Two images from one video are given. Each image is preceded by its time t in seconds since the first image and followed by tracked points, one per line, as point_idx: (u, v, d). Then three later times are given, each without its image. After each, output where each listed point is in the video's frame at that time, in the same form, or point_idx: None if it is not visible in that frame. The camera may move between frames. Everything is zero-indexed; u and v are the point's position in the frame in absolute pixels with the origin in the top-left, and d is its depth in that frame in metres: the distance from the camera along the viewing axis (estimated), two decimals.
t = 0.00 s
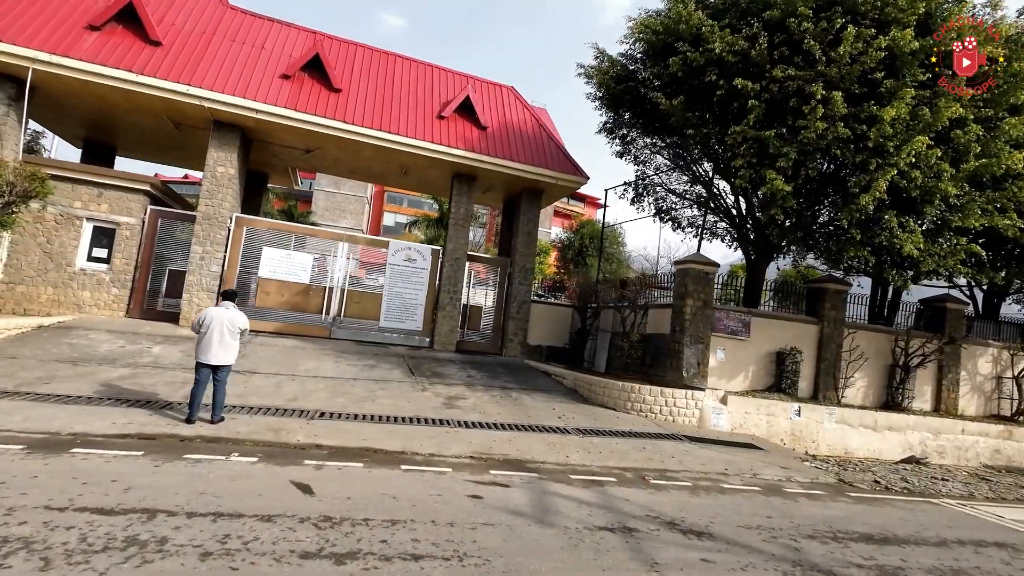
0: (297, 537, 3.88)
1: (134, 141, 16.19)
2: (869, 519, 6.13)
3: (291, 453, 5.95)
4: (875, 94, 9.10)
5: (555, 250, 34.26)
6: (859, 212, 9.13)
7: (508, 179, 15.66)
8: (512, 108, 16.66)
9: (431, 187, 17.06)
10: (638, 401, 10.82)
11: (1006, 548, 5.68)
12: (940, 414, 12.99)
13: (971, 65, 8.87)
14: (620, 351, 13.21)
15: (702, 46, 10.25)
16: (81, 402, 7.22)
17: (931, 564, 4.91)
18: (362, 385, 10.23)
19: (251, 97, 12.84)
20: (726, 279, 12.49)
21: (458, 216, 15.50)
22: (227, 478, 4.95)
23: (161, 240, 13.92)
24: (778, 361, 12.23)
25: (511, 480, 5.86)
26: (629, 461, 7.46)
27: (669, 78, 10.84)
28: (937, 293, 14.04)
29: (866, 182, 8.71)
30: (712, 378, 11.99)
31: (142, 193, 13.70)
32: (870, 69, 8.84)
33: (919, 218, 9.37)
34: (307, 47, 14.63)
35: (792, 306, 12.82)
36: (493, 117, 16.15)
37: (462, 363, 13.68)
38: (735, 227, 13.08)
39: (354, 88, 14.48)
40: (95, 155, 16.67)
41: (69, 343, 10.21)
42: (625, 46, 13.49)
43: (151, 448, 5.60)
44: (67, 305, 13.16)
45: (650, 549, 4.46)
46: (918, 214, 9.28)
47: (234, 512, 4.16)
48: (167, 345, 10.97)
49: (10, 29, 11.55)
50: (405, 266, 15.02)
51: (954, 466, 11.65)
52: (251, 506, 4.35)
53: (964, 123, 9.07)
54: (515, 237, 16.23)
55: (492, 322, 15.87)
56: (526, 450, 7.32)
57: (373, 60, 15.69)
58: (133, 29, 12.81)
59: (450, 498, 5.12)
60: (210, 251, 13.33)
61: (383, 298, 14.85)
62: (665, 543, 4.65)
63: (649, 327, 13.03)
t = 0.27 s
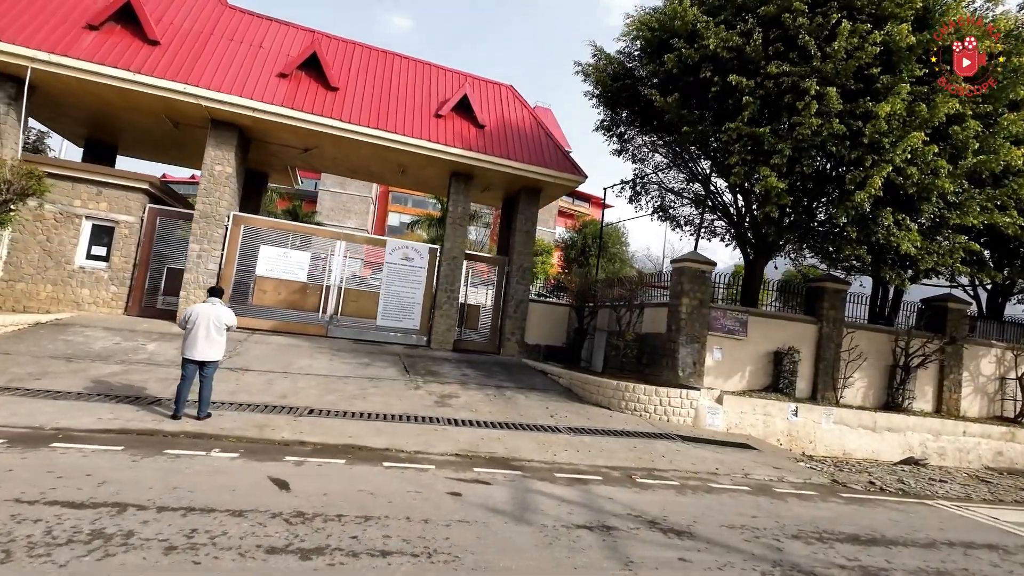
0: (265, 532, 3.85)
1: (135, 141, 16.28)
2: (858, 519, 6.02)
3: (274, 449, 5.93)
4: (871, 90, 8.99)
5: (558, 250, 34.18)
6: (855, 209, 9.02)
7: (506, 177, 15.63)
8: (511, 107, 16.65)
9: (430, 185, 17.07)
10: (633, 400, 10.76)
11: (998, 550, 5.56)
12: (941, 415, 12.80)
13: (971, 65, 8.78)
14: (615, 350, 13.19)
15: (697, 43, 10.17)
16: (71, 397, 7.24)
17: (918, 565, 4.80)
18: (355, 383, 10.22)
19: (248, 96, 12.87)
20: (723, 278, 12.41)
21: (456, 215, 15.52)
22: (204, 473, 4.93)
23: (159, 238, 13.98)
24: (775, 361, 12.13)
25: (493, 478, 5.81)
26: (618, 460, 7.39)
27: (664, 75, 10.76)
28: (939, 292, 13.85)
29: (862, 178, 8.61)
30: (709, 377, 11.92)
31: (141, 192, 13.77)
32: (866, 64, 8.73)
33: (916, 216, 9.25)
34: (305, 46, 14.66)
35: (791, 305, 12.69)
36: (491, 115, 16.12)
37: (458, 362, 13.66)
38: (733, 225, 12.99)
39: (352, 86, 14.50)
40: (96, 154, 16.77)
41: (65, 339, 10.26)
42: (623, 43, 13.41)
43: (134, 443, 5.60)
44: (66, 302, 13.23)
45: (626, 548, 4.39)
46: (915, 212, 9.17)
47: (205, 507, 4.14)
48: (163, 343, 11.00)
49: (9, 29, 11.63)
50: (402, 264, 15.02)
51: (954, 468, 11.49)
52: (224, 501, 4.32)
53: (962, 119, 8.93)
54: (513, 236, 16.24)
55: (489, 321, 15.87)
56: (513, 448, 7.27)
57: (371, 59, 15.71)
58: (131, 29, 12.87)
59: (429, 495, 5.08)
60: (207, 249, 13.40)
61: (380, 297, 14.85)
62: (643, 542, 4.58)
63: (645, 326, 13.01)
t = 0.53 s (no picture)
0: (230, 528, 3.80)
1: (132, 139, 16.32)
2: (843, 519, 5.92)
3: (253, 446, 5.89)
4: (864, 86, 8.89)
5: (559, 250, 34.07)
6: (848, 206, 8.91)
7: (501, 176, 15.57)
8: (507, 106, 16.62)
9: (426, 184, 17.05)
10: (625, 399, 10.70)
11: (986, 552, 5.44)
12: (940, 416, 12.63)
13: (971, 65, 8.58)
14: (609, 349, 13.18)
15: (690, 38, 10.08)
16: (56, 393, 7.23)
17: (900, 566, 4.70)
18: (346, 381, 10.19)
19: (242, 93, 12.86)
20: (718, 276, 12.32)
21: (451, 213, 15.52)
22: (178, 469, 4.90)
23: (154, 236, 13.99)
24: (770, 360, 12.04)
25: (473, 476, 5.74)
26: (603, 459, 7.32)
27: (657, 71, 10.68)
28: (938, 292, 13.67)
29: (854, 175, 8.50)
30: (703, 376, 11.86)
31: (137, 189, 13.76)
32: (859, 58, 8.62)
33: (910, 213, 9.14)
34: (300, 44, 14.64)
35: (787, 304, 12.58)
36: (487, 113, 16.07)
37: (452, 361, 13.62)
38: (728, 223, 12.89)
39: (347, 84, 14.48)
40: (95, 152, 16.83)
41: (56, 336, 10.27)
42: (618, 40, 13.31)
43: (112, 439, 5.58)
44: (61, 300, 13.27)
45: (600, 547, 4.32)
46: (909, 209, 9.06)
47: (172, 503, 4.10)
48: (154, 340, 11.01)
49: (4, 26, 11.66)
50: (397, 263, 15.02)
51: (951, 469, 11.34)
52: (192, 497, 4.28)
53: (957, 114, 8.81)
54: (509, 234, 16.21)
55: (485, 320, 15.84)
56: (497, 446, 7.21)
57: (367, 57, 15.69)
58: (125, 27, 12.88)
59: (404, 492, 5.01)
60: (201, 247, 13.41)
61: (375, 295, 14.85)
62: (618, 541, 4.50)
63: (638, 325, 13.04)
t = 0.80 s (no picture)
0: (193, 529, 3.76)
1: (127, 138, 16.31)
2: (826, 522, 5.85)
3: (230, 446, 5.85)
4: (855, 84, 8.81)
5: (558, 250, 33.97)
6: (838, 205, 8.83)
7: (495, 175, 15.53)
8: (502, 105, 16.58)
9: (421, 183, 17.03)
10: (615, 399, 10.64)
11: (969, 555, 5.36)
12: (934, 417, 12.53)
13: (971, 65, 8.55)
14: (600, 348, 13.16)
15: (681, 37, 10.02)
16: (38, 393, 7.21)
17: (879, 570, 4.62)
18: (334, 380, 10.15)
19: (233, 92, 12.82)
20: (710, 276, 12.25)
21: (445, 213, 15.49)
22: (150, 469, 4.86)
23: (147, 235, 13.97)
24: (763, 361, 11.96)
25: (451, 477, 5.69)
26: (588, 460, 7.27)
27: (648, 70, 10.61)
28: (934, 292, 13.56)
29: (843, 174, 8.43)
30: (695, 377, 11.79)
31: (129, 189, 13.73)
32: (849, 57, 8.55)
33: (901, 213, 9.06)
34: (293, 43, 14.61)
35: (780, 304, 12.54)
36: (482, 112, 16.02)
37: (444, 361, 13.58)
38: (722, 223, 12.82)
39: (340, 83, 14.45)
40: (90, 152, 16.83)
41: (44, 335, 10.25)
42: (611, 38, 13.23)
43: (88, 439, 5.54)
44: (53, 298, 13.26)
45: (571, 549, 4.25)
46: (900, 209, 8.99)
47: (137, 503, 4.06)
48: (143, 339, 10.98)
49: None
50: (390, 262, 14.99)
51: (944, 471, 11.25)
52: (160, 498, 4.24)
53: (948, 113, 8.72)
54: (503, 234, 16.21)
55: (479, 320, 15.81)
56: (481, 447, 7.16)
57: (361, 56, 15.64)
58: (117, 26, 12.87)
59: (378, 493, 4.97)
60: (193, 246, 13.39)
61: (368, 295, 14.83)
62: (591, 544, 4.44)
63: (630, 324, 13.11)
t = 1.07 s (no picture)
0: (154, 522, 3.73)
1: (119, 136, 16.30)
2: (805, 518, 5.80)
3: (207, 441, 5.83)
4: (842, 80, 8.77)
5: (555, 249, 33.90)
6: (825, 201, 8.79)
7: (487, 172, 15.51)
8: (494, 103, 16.56)
9: (413, 181, 17.01)
10: (603, 396, 10.61)
11: (948, 551, 5.31)
12: (926, 415, 12.48)
13: (970, 65, 8.55)
14: (590, 346, 13.16)
15: (669, 33, 9.96)
16: (18, 388, 7.19)
17: (853, 565, 4.58)
18: (321, 377, 10.13)
19: (224, 89, 12.80)
20: (700, 274, 12.21)
21: (437, 211, 15.48)
22: (120, 463, 4.84)
23: (138, 233, 13.96)
24: (753, 359, 11.91)
25: (427, 472, 5.65)
26: (570, 456, 7.23)
27: (637, 66, 10.57)
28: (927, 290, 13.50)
29: (829, 170, 8.38)
30: (685, 375, 11.75)
31: (121, 186, 13.72)
32: (835, 52, 8.50)
33: (888, 209, 9.02)
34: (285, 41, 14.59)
35: (771, 302, 12.50)
36: (474, 110, 15.98)
37: (435, 359, 13.56)
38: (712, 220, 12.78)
39: (331, 81, 14.43)
40: (83, 149, 16.83)
41: (31, 331, 10.25)
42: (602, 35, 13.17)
43: (63, 433, 5.53)
44: (44, 296, 13.26)
45: (540, 543, 4.22)
46: (887, 205, 8.94)
47: (101, 497, 4.03)
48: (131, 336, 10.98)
49: None
50: (382, 260, 14.97)
51: (935, 469, 11.19)
52: (125, 491, 4.22)
53: (935, 109, 8.68)
54: (496, 232, 16.21)
55: (471, 318, 15.79)
56: (462, 443, 7.13)
57: (353, 53, 15.61)
58: (107, 23, 12.86)
59: (350, 488, 4.94)
60: (184, 244, 13.38)
61: (360, 293, 14.82)
62: (561, 538, 4.40)
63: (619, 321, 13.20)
